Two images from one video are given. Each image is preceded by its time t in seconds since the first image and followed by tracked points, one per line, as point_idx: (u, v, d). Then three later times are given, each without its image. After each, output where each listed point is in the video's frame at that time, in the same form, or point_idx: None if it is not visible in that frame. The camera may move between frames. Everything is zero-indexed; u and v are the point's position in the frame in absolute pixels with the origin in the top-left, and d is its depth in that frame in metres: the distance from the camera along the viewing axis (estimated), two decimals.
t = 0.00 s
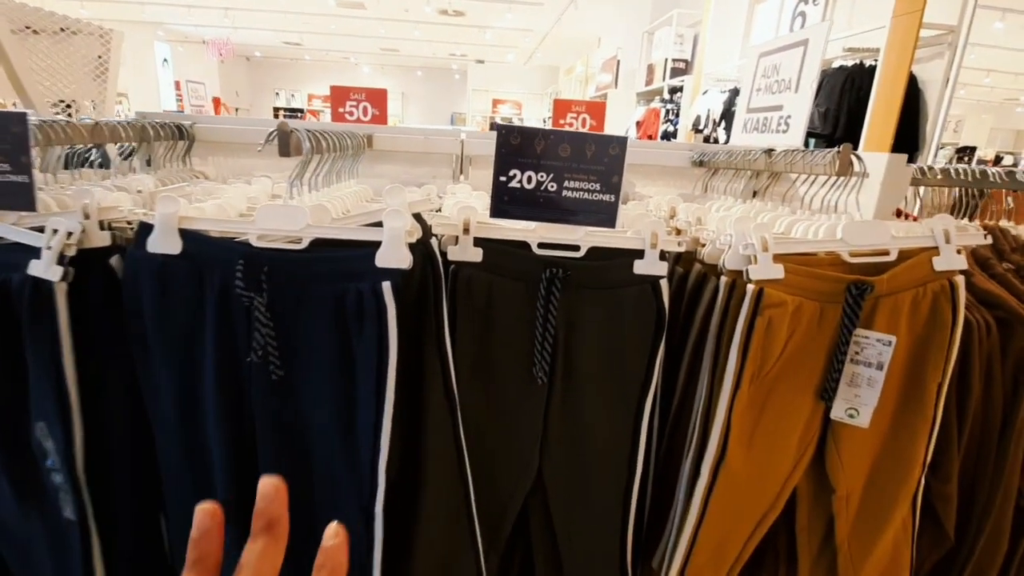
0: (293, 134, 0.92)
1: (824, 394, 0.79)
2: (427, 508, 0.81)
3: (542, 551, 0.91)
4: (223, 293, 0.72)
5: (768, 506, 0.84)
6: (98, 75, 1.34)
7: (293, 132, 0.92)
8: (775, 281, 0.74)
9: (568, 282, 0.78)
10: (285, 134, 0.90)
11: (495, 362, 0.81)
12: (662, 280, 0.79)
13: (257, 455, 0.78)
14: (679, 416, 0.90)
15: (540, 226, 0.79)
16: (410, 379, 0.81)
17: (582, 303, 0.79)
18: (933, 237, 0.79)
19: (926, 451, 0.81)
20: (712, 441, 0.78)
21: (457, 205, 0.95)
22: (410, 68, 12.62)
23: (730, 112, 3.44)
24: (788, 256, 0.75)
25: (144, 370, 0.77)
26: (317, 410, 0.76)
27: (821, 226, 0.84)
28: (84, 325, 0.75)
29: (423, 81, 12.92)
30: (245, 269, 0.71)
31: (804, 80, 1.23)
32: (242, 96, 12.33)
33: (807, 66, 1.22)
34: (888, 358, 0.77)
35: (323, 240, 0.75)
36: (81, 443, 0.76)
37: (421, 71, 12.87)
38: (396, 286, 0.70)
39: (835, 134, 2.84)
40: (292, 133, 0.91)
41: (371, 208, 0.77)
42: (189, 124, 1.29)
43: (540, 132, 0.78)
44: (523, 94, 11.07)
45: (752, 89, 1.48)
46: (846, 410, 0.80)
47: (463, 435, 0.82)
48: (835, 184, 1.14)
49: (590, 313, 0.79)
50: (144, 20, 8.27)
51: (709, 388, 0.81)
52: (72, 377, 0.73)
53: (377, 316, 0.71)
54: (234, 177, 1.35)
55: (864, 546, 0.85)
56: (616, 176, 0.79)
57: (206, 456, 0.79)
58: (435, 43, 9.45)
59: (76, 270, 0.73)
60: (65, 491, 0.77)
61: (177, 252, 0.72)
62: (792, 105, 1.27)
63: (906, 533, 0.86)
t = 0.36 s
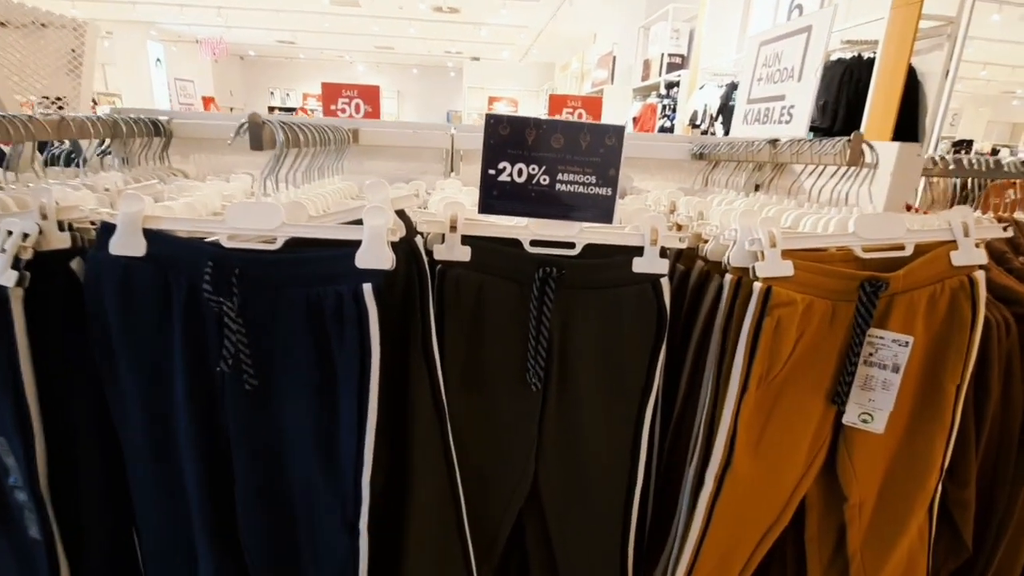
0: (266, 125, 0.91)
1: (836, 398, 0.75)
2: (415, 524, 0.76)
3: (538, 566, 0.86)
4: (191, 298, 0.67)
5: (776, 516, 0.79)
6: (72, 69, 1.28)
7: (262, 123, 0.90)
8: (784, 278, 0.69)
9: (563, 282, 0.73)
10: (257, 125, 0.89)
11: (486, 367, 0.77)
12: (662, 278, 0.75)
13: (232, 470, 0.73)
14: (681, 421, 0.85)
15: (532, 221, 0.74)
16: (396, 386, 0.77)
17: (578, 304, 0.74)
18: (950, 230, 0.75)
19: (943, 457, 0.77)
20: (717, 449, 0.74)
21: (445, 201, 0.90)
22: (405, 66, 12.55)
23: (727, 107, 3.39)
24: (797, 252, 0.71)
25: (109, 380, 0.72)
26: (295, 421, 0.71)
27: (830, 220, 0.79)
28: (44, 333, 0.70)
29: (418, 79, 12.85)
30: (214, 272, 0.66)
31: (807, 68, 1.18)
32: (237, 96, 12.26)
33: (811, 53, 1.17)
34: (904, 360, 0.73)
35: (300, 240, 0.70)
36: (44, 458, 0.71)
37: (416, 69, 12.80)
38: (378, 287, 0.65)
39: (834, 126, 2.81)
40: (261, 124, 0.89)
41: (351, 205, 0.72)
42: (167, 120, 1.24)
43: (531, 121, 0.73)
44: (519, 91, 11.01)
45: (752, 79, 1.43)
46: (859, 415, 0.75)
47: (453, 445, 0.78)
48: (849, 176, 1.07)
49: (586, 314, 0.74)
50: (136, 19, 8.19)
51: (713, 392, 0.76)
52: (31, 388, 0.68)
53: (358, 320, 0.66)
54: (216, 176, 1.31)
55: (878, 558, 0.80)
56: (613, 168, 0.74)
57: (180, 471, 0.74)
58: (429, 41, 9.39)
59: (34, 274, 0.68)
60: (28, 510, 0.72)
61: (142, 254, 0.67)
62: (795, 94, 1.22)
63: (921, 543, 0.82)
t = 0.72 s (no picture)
0: (250, 116, 0.88)
1: (841, 396, 0.73)
2: (407, 527, 0.74)
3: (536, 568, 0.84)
4: (174, 295, 0.64)
5: (780, 516, 0.77)
6: (56, 62, 1.25)
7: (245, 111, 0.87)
8: (788, 271, 0.66)
9: (559, 277, 0.70)
10: (242, 117, 0.86)
11: (481, 364, 0.74)
12: (662, 273, 0.72)
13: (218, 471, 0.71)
14: (681, 419, 0.83)
15: (528, 214, 0.71)
16: (388, 384, 0.74)
17: (575, 299, 0.72)
18: (960, 220, 0.72)
19: (950, 455, 0.75)
20: (719, 448, 0.72)
21: (438, 193, 0.88)
22: (402, 63, 12.50)
23: (726, 103, 3.35)
24: (801, 244, 0.68)
25: (90, 380, 0.69)
26: (282, 422, 0.69)
27: (835, 212, 0.77)
28: (20, 331, 0.67)
29: (415, 76, 12.79)
30: (196, 267, 0.63)
31: (809, 58, 1.16)
32: (233, 93, 12.20)
33: (814, 43, 1.14)
34: (912, 356, 0.70)
35: (287, 234, 0.67)
36: (22, 459, 0.68)
37: (413, 66, 12.74)
38: (368, 283, 0.63)
39: (834, 121, 2.79)
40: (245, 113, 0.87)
41: (340, 198, 0.69)
42: (155, 113, 1.21)
43: (526, 110, 0.70)
44: (517, 88, 10.97)
45: (753, 70, 1.41)
46: (865, 412, 0.73)
47: (447, 445, 0.75)
48: (853, 168, 1.05)
49: (583, 310, 0.72)
50: (130, 16, 8.13)
51: (715, 390, 0.74)
52: (8, 387, 0.66)
53: (347, 317, 0.63)
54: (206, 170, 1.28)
55: (884, 558, 0.78)
56: (612, 159, 0.72)
57: (165, 473, 0.72)
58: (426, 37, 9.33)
59: (9, 270, 0.65)
60: (7, 514, 0.70)
61: (122, 249, 0.64)
62: (797, 85, 1.20)
63: (928, 544, 0.79)
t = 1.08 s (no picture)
0: (248, 113, 0.88)
1: (850, 399, 0.71)
2: (408, 533, 0.73)
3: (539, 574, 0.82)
4: (170, 296, 0.63)
5: (787, 521, 0.76)
6: (53, 60, 1.24)
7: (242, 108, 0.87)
8: (798, 273, 0.65)
9: (563, 277, 0.69)
10: (238, 113, 0.85)
11: (483, 367, 0.73)
12: (668, 274, 0.71)
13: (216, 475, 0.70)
14: (686, 421, 0.81)
15: (532, 214, 0.70)
16: (389, 387, 0.73)
17: (579, 300, 0.70)
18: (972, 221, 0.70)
19: (961, 460, 0.73)
20: (726, 452, 0.70)
21: (440, 192, 0.87)
22: (403, 62, 12.49)
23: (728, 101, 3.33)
24: (811, 245, 0.67)
25: (85, 382, 0.68)
26: (281, 424, 0.67)
27: (844, 211, 0.75)
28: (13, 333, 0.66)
29: (416, 75, 12.77)
30: (193, 268, 0.62)
31: (815, 56, 1.14)
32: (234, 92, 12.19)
33: (820, 40, 1.13)
34: (923, 359, 0.69)
35: (285, 234, 0.66)
36: (16, 462, 0.67)
37: (414, 65, 12.72)
38: (368, 284, 0.61)
39: (837, 118, 2.84)
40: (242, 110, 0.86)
41: (339, 197, 0.68)
42: (152, 111, 1.20)
43: (529, 108, 0.69)
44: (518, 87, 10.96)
45: (758, 68, 1.39)
46: (875, 417, 0.72)
47: (449, 448, 0.74)
48: (863, 167, 1.03)
49: (588, 311, 0.71)
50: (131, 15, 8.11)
51: (721, 392, 0.72)
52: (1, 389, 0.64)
53: (346, 319, 0.62)
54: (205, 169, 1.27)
55: (894, 565, 0.76)
56: (616, 157, 0.71)
57: (161, 477, 0.70)
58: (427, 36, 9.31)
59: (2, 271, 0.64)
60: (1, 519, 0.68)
61: (118, 250, 0.63)
62: (803, 83, 1.18)
63: (937, 550, 0.78)
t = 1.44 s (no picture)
0: (265, 112, 0.89)
1: (855, 392, 0.72)
2: (421, 521, 0.75)
3: (549, 562, 0.84)
4: (191, 290, 0.64)
5: (793, 512, 0.77)
6: (67, 58, 1.25)
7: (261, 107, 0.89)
8: (804, 268, 0.66)
9: (573, 272, 0.70)
10: (256, 111, 0.87)
11: (494, 360, 0.74)
12: (677, 269, 0.72)
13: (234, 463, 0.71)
14: (694, 413, 0.83)
15: (543, 210, 0.71)
16: (402, 378, 0.74)
17: (589, 294, 0.71)
18: (976, 217, 0.72)
19: (964, 451, 0.74)
20: (733, 444, 0.72)
21: (452, 189, 0.88)
22: (407, 58, 12.49)
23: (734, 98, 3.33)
24: (817, 240, 0.68)
25: (107, 373, 0.70)
26: (298, 414, 0.69)
27: (850, 208, 0.77)
28: (38, 325, 0.67)
29: (420, 71, 12.76)
30: (214, 262, 0.63)
31: (822, 53, 1.15)
32: (238, 88, 12.23)
33: (827, 37, 1.13)
34: (927, 352, 0.70)
35: (302, 229, 0.68)
36: (41, 451, 0.69)
37: (418, 61, 12.71)
38: (383, 278, 0.63)
39: (844, 114, 2.78)
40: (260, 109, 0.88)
41: (355, 194, 0.69)
42: (166, 108, 1.22)
43: (541, 106, 0.70)
44: (522, 83, 10.95)
45: (765, 65, 1.40)
46: (879, 409, 0.73)
47: (461, 439, 0.75)
48: (869, 164, 1.04)
49: (597, 305, 0.72)
50: (136, 12, 8.14)
51: (729, 386, 0.74)
52: (26, 381, 0.66)
53: (362, 312, 0.64)
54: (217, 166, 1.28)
55: (897, 554, 0.78)
56: (626, 154, 0.72)
57: (181, 465, 0.72)
58: (431, 32, 9.31)
59: (27, 265, 0.66)
60: (27, 507, 0.70)
61: (140, 245, 0.65)
62: (809, 80, 1.19)
63: (939, 540, 0.80)
